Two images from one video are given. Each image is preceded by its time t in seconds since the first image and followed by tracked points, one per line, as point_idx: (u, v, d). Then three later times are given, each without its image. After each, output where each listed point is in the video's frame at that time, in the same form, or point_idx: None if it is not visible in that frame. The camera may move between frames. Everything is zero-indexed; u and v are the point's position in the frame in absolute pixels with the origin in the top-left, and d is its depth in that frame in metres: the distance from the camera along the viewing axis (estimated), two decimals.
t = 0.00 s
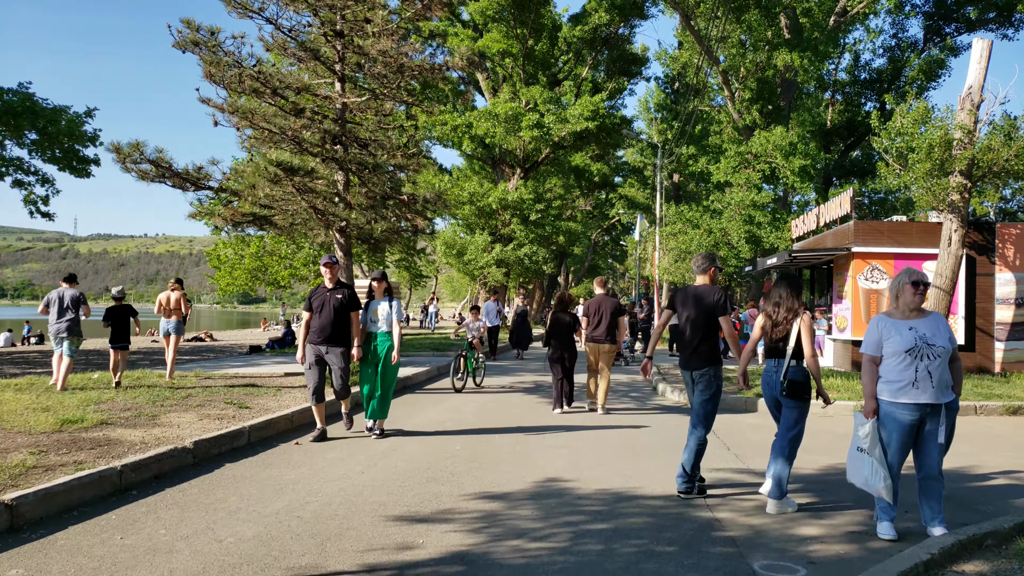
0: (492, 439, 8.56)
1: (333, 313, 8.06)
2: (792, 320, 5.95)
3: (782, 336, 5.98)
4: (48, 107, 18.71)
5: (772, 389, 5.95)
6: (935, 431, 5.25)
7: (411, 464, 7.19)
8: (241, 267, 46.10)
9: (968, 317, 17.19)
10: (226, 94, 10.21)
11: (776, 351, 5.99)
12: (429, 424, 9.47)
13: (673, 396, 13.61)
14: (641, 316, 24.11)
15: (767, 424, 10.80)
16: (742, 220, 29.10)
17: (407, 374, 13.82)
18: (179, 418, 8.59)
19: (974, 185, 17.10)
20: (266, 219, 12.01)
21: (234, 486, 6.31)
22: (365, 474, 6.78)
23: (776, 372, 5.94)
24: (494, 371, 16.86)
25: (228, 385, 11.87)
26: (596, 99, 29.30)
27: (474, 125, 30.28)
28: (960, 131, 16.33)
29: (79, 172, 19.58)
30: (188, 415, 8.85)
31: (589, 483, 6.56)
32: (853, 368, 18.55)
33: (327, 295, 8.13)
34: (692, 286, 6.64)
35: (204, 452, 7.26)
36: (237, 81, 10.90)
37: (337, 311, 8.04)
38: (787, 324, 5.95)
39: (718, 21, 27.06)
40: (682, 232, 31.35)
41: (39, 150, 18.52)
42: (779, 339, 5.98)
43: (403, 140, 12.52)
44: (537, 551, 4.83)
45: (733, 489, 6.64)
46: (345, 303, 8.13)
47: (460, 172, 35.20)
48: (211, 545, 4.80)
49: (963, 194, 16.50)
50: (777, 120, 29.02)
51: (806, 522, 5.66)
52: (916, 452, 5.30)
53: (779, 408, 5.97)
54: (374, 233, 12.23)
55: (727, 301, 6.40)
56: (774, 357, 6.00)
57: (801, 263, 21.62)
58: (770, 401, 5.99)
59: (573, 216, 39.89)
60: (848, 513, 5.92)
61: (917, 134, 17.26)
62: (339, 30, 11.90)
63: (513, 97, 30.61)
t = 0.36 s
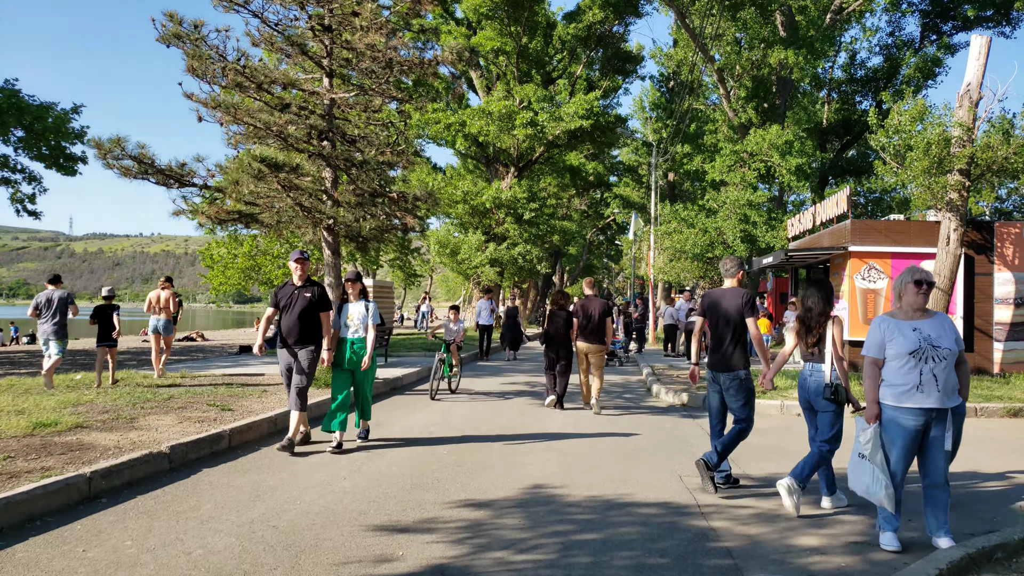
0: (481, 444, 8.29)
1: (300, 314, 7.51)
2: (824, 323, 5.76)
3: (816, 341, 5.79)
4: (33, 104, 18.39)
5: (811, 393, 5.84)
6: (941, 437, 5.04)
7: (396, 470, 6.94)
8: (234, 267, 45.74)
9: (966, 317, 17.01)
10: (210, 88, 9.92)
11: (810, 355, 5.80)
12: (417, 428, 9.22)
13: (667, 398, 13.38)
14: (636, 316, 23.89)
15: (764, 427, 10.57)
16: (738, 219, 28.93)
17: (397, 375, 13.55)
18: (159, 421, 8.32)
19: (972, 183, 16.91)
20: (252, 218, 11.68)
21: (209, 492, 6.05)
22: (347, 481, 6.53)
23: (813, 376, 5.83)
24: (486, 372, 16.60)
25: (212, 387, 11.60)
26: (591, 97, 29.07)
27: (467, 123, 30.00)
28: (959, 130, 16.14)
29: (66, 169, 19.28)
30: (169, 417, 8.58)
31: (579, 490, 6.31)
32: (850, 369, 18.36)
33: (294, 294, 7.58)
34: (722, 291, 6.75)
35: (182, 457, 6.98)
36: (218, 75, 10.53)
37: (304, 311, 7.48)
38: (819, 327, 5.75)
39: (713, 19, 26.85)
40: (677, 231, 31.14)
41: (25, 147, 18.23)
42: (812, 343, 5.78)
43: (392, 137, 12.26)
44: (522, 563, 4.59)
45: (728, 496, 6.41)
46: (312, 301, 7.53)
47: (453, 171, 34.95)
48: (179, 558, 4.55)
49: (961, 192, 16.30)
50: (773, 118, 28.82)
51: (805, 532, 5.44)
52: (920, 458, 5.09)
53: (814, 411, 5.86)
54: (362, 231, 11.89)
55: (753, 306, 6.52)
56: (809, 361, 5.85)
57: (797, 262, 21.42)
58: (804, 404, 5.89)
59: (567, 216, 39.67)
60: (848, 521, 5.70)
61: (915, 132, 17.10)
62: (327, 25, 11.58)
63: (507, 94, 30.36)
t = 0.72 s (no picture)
0: (474, 449, 7.98)
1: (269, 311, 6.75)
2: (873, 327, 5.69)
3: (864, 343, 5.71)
4: (21, 100, 18.04)
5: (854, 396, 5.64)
6: (959, 444, 4.73)
7: (384, 476, 6.63)
8: (229, 266, 45.38)
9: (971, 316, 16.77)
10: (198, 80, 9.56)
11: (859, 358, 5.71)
12: (408, 432, 8.91)
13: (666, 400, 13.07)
14: (635, 315, 23.56)
15: (766, 429, 10.26)
16: (737, 218, 28.65)
17: (390, 376, 13.23)
18: (140, 424, 7.99)
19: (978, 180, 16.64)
20: (241, 214, 11.38)
21: (185, 501, 5.73)
22: (331, 488, 6.21)
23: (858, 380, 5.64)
24: (483, 373, 16.28)
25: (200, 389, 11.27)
26: (589, 94, 28.80)
27: (464, 121, 29.68)
28: (965, 126, 15.87)
29: (55, 167, 18.96)
30: (151, 420, 8.25)
31: (574, 499, 6.00)
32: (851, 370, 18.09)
33: (262, 289, 6.85)
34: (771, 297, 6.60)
35: (160, 463, 6.65)
36: (204, 68, 10.12)
37: (271, 308, 6.76)
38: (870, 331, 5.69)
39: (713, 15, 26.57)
40: (676, 229, 30.86)
41: (13, 144, 17.88)
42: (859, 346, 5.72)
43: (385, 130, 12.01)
44: None
45: (732, 504, 6.10)
46: (282, 298, 6.81)
47: (450, 170, 34.66)
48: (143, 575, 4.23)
49: (966, 189, 16.06)
50: (773, 116, 28.51)
51: (814, 544, 5.14)
52: (937, 466, 4.79)
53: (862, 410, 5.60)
54: (353, 228, 11.56)
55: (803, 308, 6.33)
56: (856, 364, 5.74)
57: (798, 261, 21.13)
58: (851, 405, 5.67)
59: (566, 215, 39.38)
60: (859, 532, 5.40)
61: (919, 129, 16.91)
62: (319, 17, 11.26)
63: (504, 91, 30.07)
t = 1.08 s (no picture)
0: (468, 456, 7.66)
1: (225, 315, 6.10)
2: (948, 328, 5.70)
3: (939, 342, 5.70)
4: (7, 96, 17.66)
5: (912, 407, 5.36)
6: (983, 451, 4.43)
7: (373, 485, 6.32)
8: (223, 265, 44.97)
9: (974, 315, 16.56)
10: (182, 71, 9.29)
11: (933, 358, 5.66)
12: (400, 436, 8.59)
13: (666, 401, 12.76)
14: (633, 314, 23.25)
15: (770, 432, 9.98)
16: (736, 216, 28.35)
17: (383, 377, 12.91)
18: (120, 429, 7.66)
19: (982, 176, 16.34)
20: (227, 211, 11.03)
21: (160, 512, 5.40)
22: (317, 497, 5.90)
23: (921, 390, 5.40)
24: (479, 373, 15.96)
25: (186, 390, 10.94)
26: (586, 91, 28.51)
27: (459, 118, 29.36)
28: (967, 122, 15.46)
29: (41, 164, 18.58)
30: (132, 424, 7.92)
31: (572, 509, 5.69)
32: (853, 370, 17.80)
33: (215, 292, 6.18)
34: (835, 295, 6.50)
35: (138, 471, 6.33)
36: (190, 60, 9.80)
37: (227, 311, 6.11)
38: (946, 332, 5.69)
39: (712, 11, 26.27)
40: (674, 227, 30.55)
41: None
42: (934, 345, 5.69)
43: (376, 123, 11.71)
44: None
45: (738, 513, 5.79)
46: (238, 301, 6.18)
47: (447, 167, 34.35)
48: None
49: (970, 186, 15.72)
50: (772, 112, 28.20)
51: (828, 558, 4.83)
52: (959, 474, 4.48)
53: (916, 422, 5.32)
54: (343, 225, 11.17)
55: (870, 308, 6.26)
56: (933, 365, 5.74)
57: (798, 259, 20.85)
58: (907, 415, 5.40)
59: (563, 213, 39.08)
60: (874, 544, 5.10)
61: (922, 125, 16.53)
62: (309, 8, 10.94)
63: (500, 88, 29.75)
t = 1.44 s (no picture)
0: (456, 459, 7.29)
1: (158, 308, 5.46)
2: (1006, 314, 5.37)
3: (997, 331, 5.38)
4: None
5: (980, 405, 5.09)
6: (1008, 455, 4.05)
7: (354, 491, 5.95)
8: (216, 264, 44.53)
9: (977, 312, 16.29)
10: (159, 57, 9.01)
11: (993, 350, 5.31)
12: (386, 439, 8.20)
13: (663, 401, 12.40)
14: (629, 312, 22.88)
15: (771, 433, 9.64)
16: (734, 212, 28.07)
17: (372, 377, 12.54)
18: (90, 431, 7.27)
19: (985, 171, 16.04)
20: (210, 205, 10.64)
21: (121, 522, 5.01)
22: (292, 504, 5.53)
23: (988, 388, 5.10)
24: (472, 373, 15.60)
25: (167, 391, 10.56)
26: (582, 85, 28.21)
27: (454, 113, 29.05)
28: (971, 114, 15.16)
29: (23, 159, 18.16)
30: (103, 427, 7.53)
31: (565, 517, 5.33)
32: (854, 368, 17.48)
33: (145, 279, 5.54)
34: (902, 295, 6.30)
35: (103, 476, 5.95)
36: (167, 46, 9.36)
37: (156, 300, 5.46)
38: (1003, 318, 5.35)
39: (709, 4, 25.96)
40: (671, 224, 30.21)
41: None
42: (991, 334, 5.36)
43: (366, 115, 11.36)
44: None
45: (741, 520, 5.44)
46: (168, 288, 5.51)
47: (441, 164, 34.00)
48: None
49: (973, 180, 15.44)
50: (770, 107, 27.94)
51: (839, 569, 4.47)
52: (981, 480, 4.10)
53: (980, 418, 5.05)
54: (329, 218, 10.77)
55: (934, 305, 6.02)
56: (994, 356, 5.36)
57: (797, 255, 20.53)
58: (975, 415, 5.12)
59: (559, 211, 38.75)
60: (888, 553, 4.74)
61: (924, 118, 16.24)
62: None
63: (495, 83, 29.44)
